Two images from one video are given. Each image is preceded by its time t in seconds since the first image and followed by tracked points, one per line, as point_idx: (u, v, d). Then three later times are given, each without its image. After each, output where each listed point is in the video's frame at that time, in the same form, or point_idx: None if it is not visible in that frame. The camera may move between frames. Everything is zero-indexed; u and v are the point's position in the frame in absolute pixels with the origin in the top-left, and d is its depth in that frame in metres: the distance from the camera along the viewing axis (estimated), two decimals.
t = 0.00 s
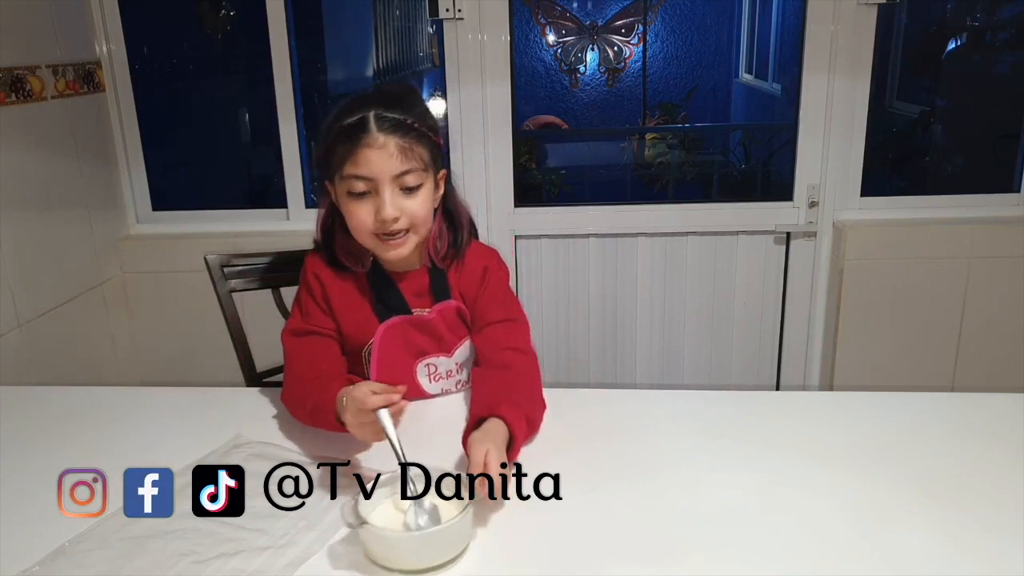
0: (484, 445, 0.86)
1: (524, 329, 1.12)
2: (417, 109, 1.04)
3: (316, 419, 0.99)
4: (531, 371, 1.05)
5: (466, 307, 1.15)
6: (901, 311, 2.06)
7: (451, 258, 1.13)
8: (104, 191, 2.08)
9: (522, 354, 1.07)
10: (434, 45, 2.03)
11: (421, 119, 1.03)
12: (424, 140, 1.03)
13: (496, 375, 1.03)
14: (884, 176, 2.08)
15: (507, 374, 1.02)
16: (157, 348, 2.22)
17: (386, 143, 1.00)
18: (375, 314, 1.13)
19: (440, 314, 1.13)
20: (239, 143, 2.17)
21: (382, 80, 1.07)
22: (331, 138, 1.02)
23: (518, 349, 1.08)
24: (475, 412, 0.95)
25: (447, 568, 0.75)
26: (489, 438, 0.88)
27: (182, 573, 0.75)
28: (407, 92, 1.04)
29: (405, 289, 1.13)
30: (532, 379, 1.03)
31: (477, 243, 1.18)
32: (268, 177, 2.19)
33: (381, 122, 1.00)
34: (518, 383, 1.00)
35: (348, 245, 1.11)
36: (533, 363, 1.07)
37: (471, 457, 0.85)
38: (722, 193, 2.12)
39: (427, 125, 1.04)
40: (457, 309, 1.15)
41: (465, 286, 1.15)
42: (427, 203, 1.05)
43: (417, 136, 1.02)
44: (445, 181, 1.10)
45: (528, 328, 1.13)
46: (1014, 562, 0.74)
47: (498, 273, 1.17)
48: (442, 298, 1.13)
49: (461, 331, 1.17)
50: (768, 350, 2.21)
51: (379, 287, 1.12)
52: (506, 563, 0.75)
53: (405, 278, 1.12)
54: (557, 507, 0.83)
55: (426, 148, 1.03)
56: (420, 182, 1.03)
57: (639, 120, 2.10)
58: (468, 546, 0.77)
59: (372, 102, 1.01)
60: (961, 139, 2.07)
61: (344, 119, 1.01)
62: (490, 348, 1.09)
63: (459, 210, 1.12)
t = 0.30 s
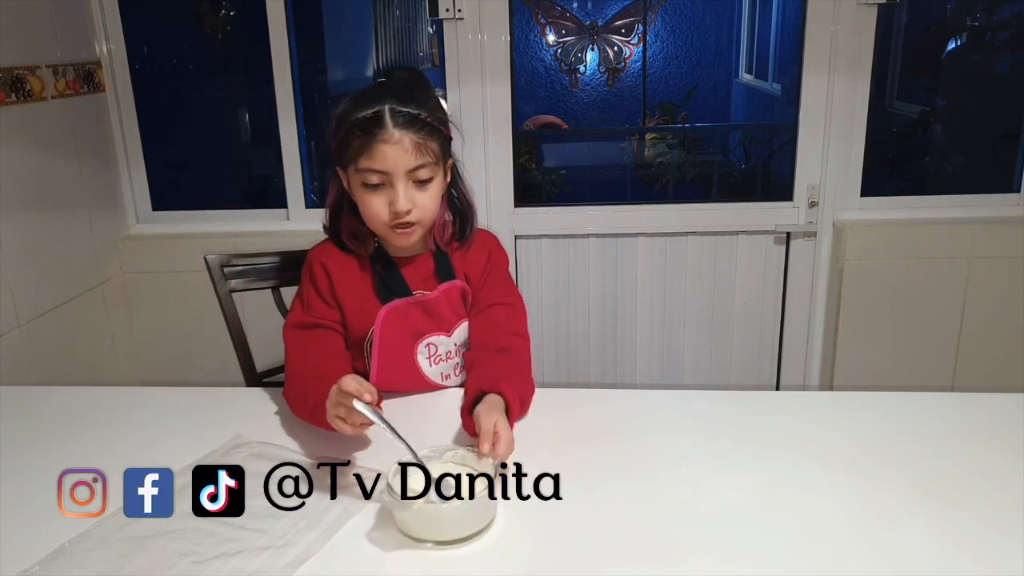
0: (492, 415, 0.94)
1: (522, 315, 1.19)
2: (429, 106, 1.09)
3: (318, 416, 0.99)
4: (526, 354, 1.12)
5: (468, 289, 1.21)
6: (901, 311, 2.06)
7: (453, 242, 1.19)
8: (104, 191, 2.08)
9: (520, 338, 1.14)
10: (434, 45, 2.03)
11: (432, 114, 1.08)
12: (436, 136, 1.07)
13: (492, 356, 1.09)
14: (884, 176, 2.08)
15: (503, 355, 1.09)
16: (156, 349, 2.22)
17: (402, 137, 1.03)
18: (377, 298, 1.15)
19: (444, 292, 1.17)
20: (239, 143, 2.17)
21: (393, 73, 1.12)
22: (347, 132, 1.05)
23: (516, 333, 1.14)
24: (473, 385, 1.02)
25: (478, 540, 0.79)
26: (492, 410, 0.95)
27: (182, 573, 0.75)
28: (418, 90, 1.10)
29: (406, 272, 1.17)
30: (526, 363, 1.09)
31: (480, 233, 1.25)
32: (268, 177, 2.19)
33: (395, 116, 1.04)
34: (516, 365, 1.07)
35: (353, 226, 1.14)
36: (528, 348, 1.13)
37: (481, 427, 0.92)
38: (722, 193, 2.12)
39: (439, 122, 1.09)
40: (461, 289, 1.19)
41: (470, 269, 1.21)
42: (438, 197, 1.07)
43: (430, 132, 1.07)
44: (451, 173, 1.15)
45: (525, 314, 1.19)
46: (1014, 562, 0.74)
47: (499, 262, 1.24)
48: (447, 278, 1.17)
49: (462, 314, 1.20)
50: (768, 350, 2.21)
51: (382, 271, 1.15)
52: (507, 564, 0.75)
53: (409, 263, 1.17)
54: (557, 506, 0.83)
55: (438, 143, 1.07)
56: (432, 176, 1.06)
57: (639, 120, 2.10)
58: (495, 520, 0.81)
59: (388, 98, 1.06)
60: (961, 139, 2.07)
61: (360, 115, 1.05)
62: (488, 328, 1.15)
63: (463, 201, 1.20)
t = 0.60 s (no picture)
0: (499, 411, 0.95)
1: (523, 313, 1.19)
2: (428, 104, 1.09)
3: (318, 419, 0.98)
4: (528, 351, 1.12)
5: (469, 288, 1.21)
6: (901, 311, 2.06)
7: (452, 240, 1.21)
8: (104, 191, 2.08)
9: (521, 336, 1.14)
10: (434, 45, 2.03)
11: (431, 112, 1.08)
12: (435, 134, 1.07)
13: (494, 353, 1.10)
14: (884, 176, 2.08)
15: (506, 352, 1.10)
16: (156, 348, 2.22)
17: (401, 136, 1.03)
18: (378, 297, 1.15)
19: (445, 290, 1.17)
20: (239, 143, 2.17)
21: (393, 71, 1.12)
22: (347, 130, 1.05)
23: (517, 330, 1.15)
24: (478, 382, 1.03)
25: (479, 538, 0.79)
26: (500, 406, 0.96)
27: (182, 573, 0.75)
28: (418, 88, 1.10)
29: (406, 270, 1.18)
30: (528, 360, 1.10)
31: (479, 233, 1.26)
32: (269, 177, 2.19)
33: (394, 115, 1.04)
34: (518, 362, 1.08)
35: (352, 225, 1.15)
36: (528, 345, 1.14)
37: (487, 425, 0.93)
38: (722, 193, 2.12)
39: (437, 120, 1.09)
40: (462, 287, 1.19)
41: (470, 268, 1.22)
42: (437, 195, 1.07)
43: (429, 130, 1.07)
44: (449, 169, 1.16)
45: (525, 312, 1.20)
46: (1013, 562, 0.74)
47: (499, 262, 1.25)
48: (448, 276, 1.18)
49: (462, 312, 1.20)
50: (768, 350, 2.21)
51: (382, 268, 1.16)
52: (507, 563, 0.75)
53: (409, 261, 1.18)
54: (557, 507, 0.84)
55: (437, 141, 1.08)
56: (431, 174, 1.06)
57: (639, 120, 2.10)
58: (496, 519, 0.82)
59: (387, 97, 1.06)
60: (961, 139, 2.07)
61: (360, 114, 1.05)
62: (490, 326, 1.15)
63: (461, 198, 1.21)
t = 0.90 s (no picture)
0: (500, 410, 0.95)
1: (522, 314, 1.19)
2: (423, 105, 1.08)
3: (319, 421, 0.97)
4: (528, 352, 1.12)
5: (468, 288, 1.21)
6: (901, 311, 2.06)
7: (450, 240, 1.20)
8: (104, 191, 2.08)
9: (521, 336, 1.14)
10: (434, 45, 2.03)
11: (426, 113, 1.08)
12: (430, 136, 1.07)
13: (494, 353, 1.10)
14: (884, 176, 2.08)
15: (506, 353, 1.10)
16: (156, 349, 2.22)
17: (395, 140, 1.03)
18: (377, 297, 1.16)
19: (445, 291, 1.17)
20: (239, 143, 2.17)
21: (388, 72, 1.12)
22: (342, 134, 1.05)
23: (517, 330, 1.15)
24: (478, 382, 1.03)
25: (479, 538, 0.79)
26: (501, 405, 0.96)
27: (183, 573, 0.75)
28: (412, 89, 1.09)
29: (406, 270, 1.17)
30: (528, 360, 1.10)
31: (478, 233, 1.26)
32: (268, 177, 2.19)
33: (389, 119, 1.04)
34: (517, 361, 1.08)
35: (350, 225, 1.14)
36: (528, 345, 1.14)
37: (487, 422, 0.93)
38: (722, 193, 2.12)
39: (433, 120, 1.09)
40: (461, 288, 1.19)
41: (469, 268, 1.22)
42: (433, 196, 1.08)
43: (424, 132, 1.06)
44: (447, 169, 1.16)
45: (524, 312, 1.20)
46: (1014, 562, 0.74)
47: (498, 261, 1.25)
48: (447, 276, 1.18)
49: (461, 312, 1.20)
50: (768, 350, 2.21)
51: (382, 270, 1.16)
52: (506, 563, 0.75)
53: (408, 262, 1.18)
54: (556, 507, 0.84)
55: (432, 142, 1.07)
56: (426, 177, 1.06)
57: (639, 120, 2.10)
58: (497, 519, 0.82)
59: (381, 99, 1.05)
60: (961, 139, 2.07)
61: (354, 117, 1.04)
62: (489, 327, 1.15)
63: (461, 197, 1.20)
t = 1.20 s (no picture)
0: (503, 412, 0.95)
1: (522, 314, 1.20)
2: (423, 107, 1.08)
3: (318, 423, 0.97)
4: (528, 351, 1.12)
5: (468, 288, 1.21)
6: (901, 311, 2.06)
7: (450, 240, 1.20)
8: (104, 191, 2.08)
9: (522, 336, 1.14)
10: (434, 45, 2.03)
11: (426, 116, 1.08)
12: (431, 139, 1.07)
13: (495, 353, 1.10)
14: (884, 176, 2.08)
15: (506, 352, 1.10)
16: (156, 349, 2.22)
17: (396, 145, 1.03)
18: (377, 298, 1.16)
19: (445, 292, 1.17)
20: (238, 143, 2.17)
21: (387, 70, 1.11)
22: (342, 138, 1.05)
23: (516, 330, 1.15)
24: (480, 383, 1.03)
25: (478, 539, 0.79)
26: (504, 407, 0.97)
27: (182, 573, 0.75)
28: (412, 90, 1.09)
29: (406, 271, 1.17)
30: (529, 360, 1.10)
31: (477, 234, 1.26)
32: (268, 177, 2.19)
33: (390, 123, 1.04)
34: (518, 360, 1.08)
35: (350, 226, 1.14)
36: (528, 344, 1.14)
37: (489, 424, 0.94)
38: (722, 193, 2.12)
39: (433, 122, 1.09)
40: (461, 288, 1.19)
41: (469, 269, 1.22)
42: (434, 200, 1.08)
43: (424, 136, 1.06)
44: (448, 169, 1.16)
45: (524, 311, 1.20)
46: (1015, 562, 0.74)
47: (498, 261, 1.25)
48: (447, 277, 1.18)
49: (461, 313, 1.20)
50: (768, 350, 2.21)
51: (382, 270, 1.16)
52: (506, 564, 0.75)
53: (408, 263, 1.17)
54: (557, 507, 0.83)
55: (432, 146, 1.08)
56: (427, 181, 1.06)
57: (639, 120, 2.10)
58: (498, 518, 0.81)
59: (382, 102, 1.05)
60: (961, 139, 2.07)
61: (355, 121, 1.04)
62: (490, 326, 1.15)
63: (461, 197, 1.20)
